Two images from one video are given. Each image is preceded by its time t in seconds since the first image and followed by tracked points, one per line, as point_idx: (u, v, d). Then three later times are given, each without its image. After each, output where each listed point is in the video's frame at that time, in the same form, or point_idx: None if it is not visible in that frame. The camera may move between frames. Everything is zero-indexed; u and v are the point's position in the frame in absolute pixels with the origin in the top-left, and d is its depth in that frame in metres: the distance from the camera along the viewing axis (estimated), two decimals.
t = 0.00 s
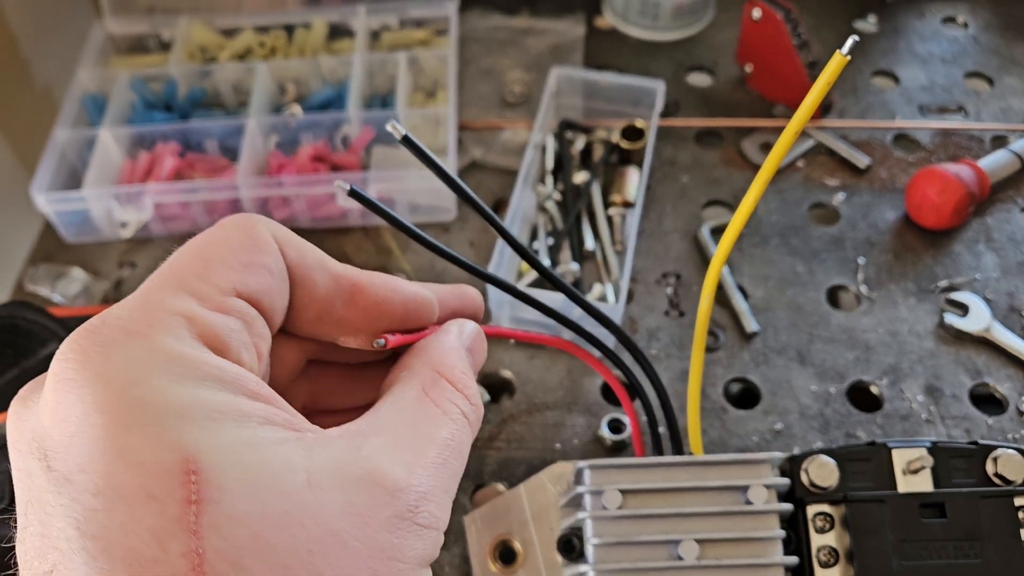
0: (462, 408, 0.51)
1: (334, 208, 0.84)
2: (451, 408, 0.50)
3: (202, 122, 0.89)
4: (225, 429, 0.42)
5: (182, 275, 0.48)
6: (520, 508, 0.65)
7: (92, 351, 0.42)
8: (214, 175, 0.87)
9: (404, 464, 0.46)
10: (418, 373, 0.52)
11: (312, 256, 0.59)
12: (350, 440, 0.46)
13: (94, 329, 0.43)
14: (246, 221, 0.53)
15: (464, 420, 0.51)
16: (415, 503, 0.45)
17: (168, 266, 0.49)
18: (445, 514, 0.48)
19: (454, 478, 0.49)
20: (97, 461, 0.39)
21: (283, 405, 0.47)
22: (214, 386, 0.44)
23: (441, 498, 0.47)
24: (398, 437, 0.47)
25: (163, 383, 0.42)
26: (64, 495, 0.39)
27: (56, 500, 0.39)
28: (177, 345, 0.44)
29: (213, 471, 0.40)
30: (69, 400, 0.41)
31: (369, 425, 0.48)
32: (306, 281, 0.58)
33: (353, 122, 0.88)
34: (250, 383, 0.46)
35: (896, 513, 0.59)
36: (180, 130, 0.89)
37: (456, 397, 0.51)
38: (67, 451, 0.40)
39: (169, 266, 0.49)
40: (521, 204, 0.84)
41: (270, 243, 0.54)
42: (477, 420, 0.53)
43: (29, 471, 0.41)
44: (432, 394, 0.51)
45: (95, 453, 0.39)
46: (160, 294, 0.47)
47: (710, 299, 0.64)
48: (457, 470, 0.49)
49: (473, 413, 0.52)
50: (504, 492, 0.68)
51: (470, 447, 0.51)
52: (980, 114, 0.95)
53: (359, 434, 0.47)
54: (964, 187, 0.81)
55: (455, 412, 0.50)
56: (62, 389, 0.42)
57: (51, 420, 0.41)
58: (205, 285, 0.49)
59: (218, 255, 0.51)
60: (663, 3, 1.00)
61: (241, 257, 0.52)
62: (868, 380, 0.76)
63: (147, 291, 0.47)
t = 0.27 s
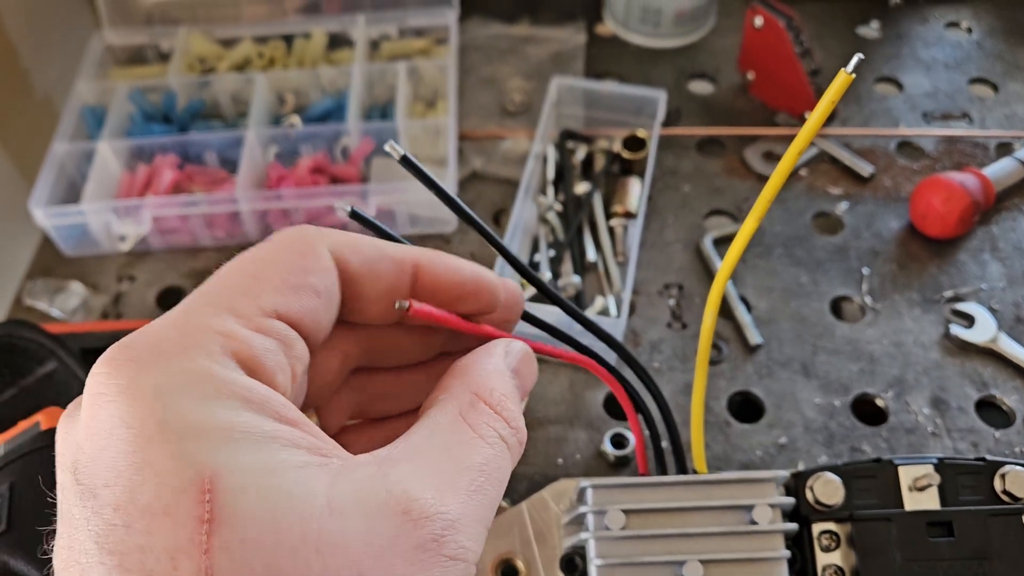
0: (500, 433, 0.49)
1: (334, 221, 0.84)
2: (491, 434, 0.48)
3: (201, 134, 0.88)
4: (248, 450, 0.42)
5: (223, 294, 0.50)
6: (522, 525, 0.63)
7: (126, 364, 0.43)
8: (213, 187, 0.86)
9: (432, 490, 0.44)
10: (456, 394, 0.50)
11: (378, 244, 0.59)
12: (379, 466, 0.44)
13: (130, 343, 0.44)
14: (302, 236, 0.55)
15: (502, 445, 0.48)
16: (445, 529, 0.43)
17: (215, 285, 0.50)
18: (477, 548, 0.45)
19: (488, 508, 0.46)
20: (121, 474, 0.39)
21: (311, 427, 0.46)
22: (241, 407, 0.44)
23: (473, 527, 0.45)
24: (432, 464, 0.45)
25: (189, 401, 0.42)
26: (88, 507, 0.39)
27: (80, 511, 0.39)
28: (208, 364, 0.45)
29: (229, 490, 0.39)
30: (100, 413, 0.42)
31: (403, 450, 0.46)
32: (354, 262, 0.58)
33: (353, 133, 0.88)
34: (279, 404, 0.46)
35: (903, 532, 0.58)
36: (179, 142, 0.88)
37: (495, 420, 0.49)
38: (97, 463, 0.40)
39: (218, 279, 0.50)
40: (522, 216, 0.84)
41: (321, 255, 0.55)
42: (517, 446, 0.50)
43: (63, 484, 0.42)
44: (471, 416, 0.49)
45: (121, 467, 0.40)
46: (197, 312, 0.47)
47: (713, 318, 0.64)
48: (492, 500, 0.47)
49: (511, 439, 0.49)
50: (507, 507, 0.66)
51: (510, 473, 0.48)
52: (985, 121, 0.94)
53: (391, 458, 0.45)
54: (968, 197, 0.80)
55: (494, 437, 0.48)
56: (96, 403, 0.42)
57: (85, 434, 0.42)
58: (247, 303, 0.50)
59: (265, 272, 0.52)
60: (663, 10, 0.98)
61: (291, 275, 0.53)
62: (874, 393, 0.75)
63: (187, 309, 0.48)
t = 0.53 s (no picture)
0: (520, 456, 0.46)
1: (333, 229, 0.83)
2: (517, 458, 0.46)
3: (200, 142, 0.88)
4: (311, 496, 0.40)
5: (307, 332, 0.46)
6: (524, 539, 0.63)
7: (202, 397, 0.41)
8: (211, 195, 0.85)
9: (476, 527, 0.42)
10: (468, 421, 0.48)
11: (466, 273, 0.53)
12: (417, 510, 0.43)
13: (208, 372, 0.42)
14: (410, 282, 0.50)
15: (524, 467, 0.46)
16: (490, 563, 0.41)
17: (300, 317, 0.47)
18: None
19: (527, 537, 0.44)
20: (186, 505, 0.39)
21: (376, 476, 0.45)
22: (308, 454, 0.42)
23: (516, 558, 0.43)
24: (458, 500, 0.43)
25: (259, 442, 0.41)
26: (151, 533, 0.39)
27: (144, 534, 0.39)
28: (283, 408, 0.43)
29: (288, 534, 0.38)
30: (171, 442, 0.41)
31: (430, 489, 0.44)
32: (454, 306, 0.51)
33: (352, 140, 0.87)
34: (344, 450, 0.44)
35: (909, 545, 0.57)
36: (177, 149, 0.88)
37: (512, 442, 0.47)
38: (163, 489, 0.40)
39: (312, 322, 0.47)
40: (523, 223, 0.83)
41: (429, 307, 0.50)
42: (540, 463, 0.48)
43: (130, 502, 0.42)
44: (485, 443, 0.46)
45: (187, 497, 0.39)
46: (275, 350, 0.45)
47: (718, 327, 0.65)
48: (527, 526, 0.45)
49: (534, 459, 0.47)
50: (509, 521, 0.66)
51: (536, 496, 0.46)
52: (988, 125, 0.94)
53: (425, 497, 0.44)
54: (973, 203, 0.79)
55: (515, 461, 0.46)
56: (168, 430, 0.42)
57: (154, 457, 0.41)
58: (329, 350, 0.46)
59: (350, 316, 0.47)
60: (664, 15, 0.97)
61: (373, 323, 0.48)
62: (878, 401, 0.75)
63: (270, 342, 0.45)
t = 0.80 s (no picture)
0: (492, 457, 0.46)
1: (331, 233, 0.83)
2: (489, 459, 0.46)
3: (197, 146, 0.88)
4: (300, 518, 0.40)
5: (294, 344, 0.45)
6: (522, 544, 0.63)
7: (188, 417, 0.40)
8: (209, 200, 0.85)
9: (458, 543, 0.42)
10: (434, 427, 0.47)
11: (440, 254, 0.52)
12: (399, 526, 0.43)
13: (195, 389, 0.41)
14: (385, 276, 0.49)
15: (496, 469, 0.46)
16: None
17: (287, 325, 0.45)
18: None
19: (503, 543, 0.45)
20: (174, 528, 0.38)
21: (362, 490, 0.45)
22: (296, 472, 0.41)
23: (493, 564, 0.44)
24: (434, 514, 0.43)
25: (248, 464, 0.40)
26: (139, 554, 0.39)
27: (132, 554, 0.39)
28: (273, 427, 0.42)
29: (276, 559, 0.38)
30: (157, 462, 0.40)
31: (403, 502, 0.44)
32: (434, 291, 0.51)
33: (349, 144, 0.88)
34: (331, 463, 0.44)
35: (906, 550, 0.57)
36: (175, 154, 0.88)
37: (482, 444, 0.46)
38: (151, 510, 0.39)
39: (294, 330, 0.45)
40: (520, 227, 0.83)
41: (408, 296, 0.49)
42: (510, 459, 0.48)
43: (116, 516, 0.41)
44: (454, 447, 0.46)
45: (174, 519, 0.38)
46: (263, 366, 0.43)
47: (715, 334, 0.65)
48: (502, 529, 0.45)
49: (505, 459, 0.47)
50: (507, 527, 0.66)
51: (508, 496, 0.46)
52: (986, 128, 0.94)
53: (402, 510, 0.44)
54: (970, 206, 0.79)
55: (488, 465, 0.46)
56: (155, 447, 0.40)
57: (141, 474, 0.40)
58: (317, 361, 0.45)
59: (334, 322, 0.46)
60: (661, 17, 0.97)
61: (359, 329, 0.47)
62: (875, 405, 0.75)
63: (258, 355, 0.44)
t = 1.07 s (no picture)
0: (527, 456, 0.46)
1: (338, 235, 0.83)
2: (524, 458, 0.46)
3: (204, 147, 0.88)
4: (332, 512, 0.40)
5: (332, 345, 0.45)
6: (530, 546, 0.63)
7: (221, 409, 0.41)
8: (216, 202, 0.86)
9: (494, 539, 0.42)
10: (471, 424, 0.48)
11: (485, 275, 0.52)
12: (433, 522, 0.43)
13: (227, 381, 0.42)
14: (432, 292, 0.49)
15: (532, 468, 0.46)
16: None
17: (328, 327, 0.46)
18: None
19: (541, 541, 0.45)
20: (203, 519, 0.39)
21: (395, 486, 0.45)
22: (329, 466, 0.42)
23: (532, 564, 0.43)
24: (472, 511, 0.43)
25: (280, 457, 0.40)
26: (168, 545, 0.39)
27: (162, 545, 0.39)
28: (306, 422, 0.42)
29: (308, 552, 0.38)
30: (189, 453, 0.40)
31: (439, 498, 0.44)
32: (478, 309, 0.51)
33: (356, 146, 0.88)
34: (363, 459, 0.44)
35: (915, 552, 0.57)
36: (181, 155, 0.88)
37: (517, 442, 0.47)
38: (182, 501, 0.40)
39: (331, 334, 0.46)
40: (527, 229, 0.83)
41: (451, 312, 0.49)
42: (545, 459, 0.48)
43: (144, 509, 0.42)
44: (490, 445, 0.46)
45: (205, 510, 0.39)
46: (297, 362, 0.44)
47: (724, 335, 0.65)
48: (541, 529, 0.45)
49: (541, 459, 0.48)
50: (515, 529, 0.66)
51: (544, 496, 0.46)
52: (991, 130, 0.94)
53: (438, 507, 0.44)
54: (976, 208, 0.79)
55: (524, 464, 0.46)
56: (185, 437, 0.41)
57: (172, 465, 0.41)
58: (355, 361, 0.45)
59: (381, 331, 0.47)
60: (666, 19, 0.97)
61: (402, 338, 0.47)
62: (882, 406, 0.75)
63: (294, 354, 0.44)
